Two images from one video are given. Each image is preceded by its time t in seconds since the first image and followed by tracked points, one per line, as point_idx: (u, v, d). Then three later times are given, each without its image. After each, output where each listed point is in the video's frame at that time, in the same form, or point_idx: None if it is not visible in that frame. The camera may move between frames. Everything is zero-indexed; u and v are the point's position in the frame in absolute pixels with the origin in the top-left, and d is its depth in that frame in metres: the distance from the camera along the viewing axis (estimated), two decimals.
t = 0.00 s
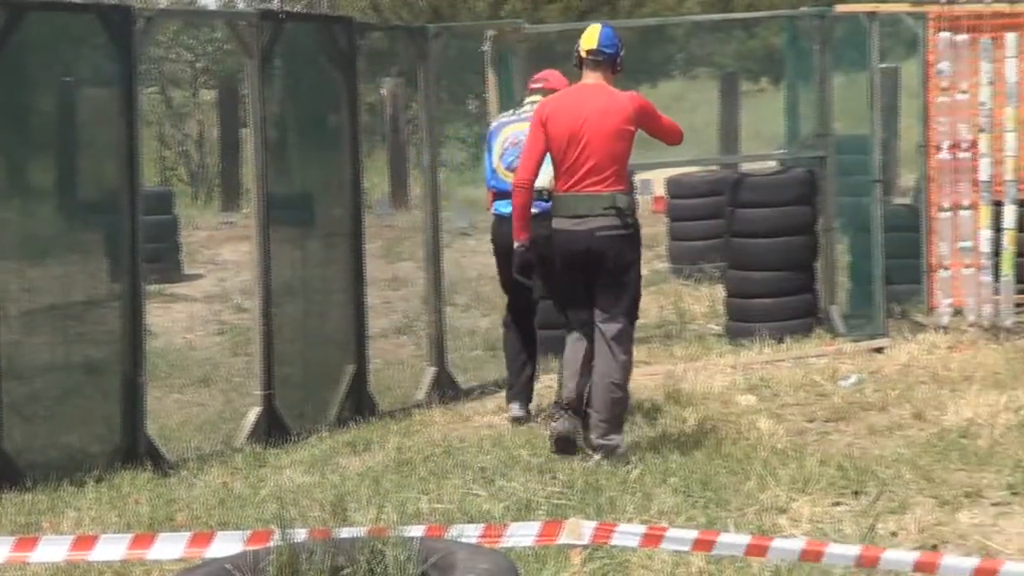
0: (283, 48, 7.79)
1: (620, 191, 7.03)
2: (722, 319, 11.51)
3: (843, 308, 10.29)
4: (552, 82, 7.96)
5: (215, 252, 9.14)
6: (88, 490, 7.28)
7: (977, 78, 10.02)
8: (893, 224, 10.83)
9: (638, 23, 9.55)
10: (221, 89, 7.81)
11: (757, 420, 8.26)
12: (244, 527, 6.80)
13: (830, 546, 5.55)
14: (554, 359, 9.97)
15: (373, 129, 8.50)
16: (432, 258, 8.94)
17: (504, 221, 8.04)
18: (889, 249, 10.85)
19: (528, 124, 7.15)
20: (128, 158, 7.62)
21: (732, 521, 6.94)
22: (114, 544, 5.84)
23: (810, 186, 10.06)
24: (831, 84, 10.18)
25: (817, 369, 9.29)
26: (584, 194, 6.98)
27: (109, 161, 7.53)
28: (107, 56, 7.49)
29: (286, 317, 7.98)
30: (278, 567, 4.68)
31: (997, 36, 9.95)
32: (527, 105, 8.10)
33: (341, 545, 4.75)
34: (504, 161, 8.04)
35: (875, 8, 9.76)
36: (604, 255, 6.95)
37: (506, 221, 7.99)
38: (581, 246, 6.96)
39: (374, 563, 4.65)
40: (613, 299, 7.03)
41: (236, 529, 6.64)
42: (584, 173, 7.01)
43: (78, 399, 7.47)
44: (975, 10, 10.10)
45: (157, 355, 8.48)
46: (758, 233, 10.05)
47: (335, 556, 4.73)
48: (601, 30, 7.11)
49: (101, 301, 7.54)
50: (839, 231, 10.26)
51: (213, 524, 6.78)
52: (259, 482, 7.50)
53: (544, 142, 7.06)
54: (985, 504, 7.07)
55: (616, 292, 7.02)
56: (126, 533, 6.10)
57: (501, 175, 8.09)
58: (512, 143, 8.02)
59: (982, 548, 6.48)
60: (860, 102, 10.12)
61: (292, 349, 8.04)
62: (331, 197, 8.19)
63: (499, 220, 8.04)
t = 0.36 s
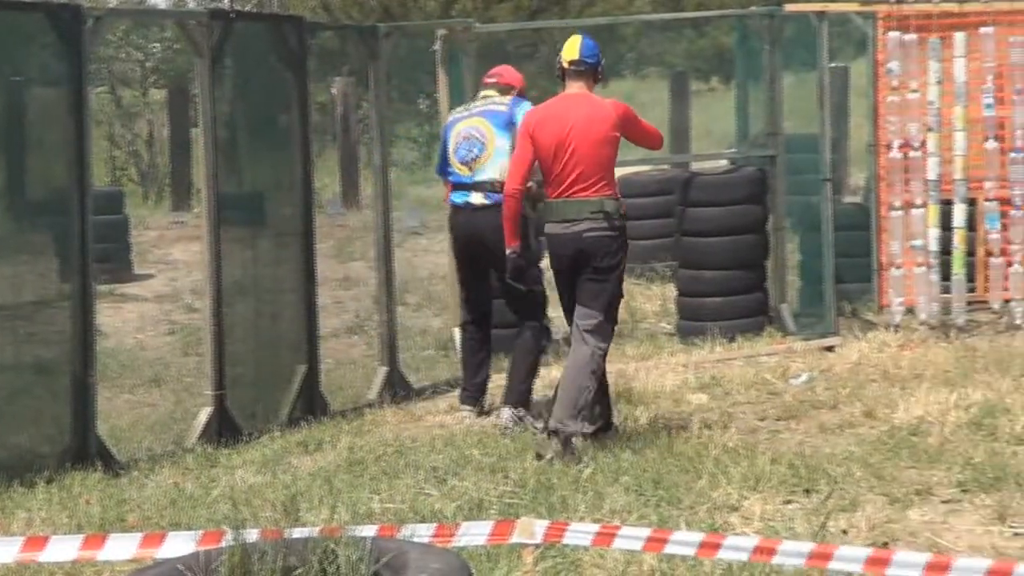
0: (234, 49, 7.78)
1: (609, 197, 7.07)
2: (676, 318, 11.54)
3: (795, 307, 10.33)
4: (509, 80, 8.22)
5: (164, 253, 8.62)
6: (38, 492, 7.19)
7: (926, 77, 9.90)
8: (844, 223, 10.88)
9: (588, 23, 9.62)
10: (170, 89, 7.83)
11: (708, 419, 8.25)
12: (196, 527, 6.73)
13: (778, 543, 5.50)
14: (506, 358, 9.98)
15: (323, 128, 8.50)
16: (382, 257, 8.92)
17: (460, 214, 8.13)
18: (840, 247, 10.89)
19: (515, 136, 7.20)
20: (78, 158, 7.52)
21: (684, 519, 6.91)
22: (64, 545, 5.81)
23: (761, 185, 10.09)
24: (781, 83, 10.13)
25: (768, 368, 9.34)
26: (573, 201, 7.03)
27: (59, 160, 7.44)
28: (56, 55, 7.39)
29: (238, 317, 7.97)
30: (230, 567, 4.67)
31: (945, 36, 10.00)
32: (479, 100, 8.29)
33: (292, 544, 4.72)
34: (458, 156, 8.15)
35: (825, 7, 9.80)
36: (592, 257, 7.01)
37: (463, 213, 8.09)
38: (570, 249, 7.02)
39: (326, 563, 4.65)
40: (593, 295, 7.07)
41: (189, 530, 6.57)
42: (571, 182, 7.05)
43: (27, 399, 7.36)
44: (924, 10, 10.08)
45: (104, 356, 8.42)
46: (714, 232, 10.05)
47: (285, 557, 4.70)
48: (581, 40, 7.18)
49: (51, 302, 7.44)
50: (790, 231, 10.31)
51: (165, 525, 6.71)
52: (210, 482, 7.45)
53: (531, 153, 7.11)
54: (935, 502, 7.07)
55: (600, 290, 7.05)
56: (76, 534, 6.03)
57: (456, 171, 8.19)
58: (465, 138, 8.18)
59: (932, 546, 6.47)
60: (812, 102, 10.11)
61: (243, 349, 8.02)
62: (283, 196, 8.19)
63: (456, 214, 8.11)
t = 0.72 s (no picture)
0: (191, 49, 7.78)
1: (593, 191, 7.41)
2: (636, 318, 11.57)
3: (753, 305, 10.36)
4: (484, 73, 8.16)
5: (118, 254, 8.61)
6: None
7: (883, 77, 9.93)
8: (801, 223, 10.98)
9: (546, 24, 9.66)
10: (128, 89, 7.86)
11: (667, 419, 8.23)
12: (155, 529, 6.67)
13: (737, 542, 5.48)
14: (465, 358, 9.94)
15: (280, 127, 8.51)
16: (339, 257, 8.90)
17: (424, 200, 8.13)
18: (798, 247, 11.01)
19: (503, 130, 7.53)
20: (36, 157, 7.40)
21: (643, 518, 6.83)
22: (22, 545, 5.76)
23: (720, 185, 10.12)
24: (739, 82, 10.18)
25: (726, 367, 9.36)
26: (559, 195, 7.38)
27: (16, 160, 7.33)
28: (14, 57, 7.29)
29: (196, 318, 7.96)
30: (190, 568, 4.81)
31: (902, 36, 9.95)
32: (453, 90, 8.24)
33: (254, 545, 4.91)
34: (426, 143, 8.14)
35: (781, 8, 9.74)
36: (585, 252, 7.39)
37: (426, 200, 8.08)
38: (562, 243, 7.37)
39: (287, 564, 4.79)
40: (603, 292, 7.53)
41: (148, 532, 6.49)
42: (557, 175, 7.39)
43: None
44: (881, 10, 10.01)
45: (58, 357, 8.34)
46: (676, 232, 10.10)
47: (248, 555, 4.89)
48: (568, 40, 7.51)
49: (7, 302, 7.32)
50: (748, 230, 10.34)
51: (123, 526, 6.67)
52: (169, 483, 7.37)
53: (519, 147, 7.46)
54: (893, 501, 7.07)
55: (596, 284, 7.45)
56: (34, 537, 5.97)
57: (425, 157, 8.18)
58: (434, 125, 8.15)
59: (889, 545, 6.46)
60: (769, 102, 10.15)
61: (201, 349, 8.01)
62: (240, 196, 8.20)
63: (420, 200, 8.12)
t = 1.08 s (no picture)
0: (155, 50, 7.82)
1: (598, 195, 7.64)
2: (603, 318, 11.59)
3: (718, 306, 10.47)
4: (492, 74, 8.30)
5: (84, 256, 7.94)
6: None
7: (847, 78, 10.04)
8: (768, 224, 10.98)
9: (508, 25, 9.76)
10: (90, 90, 7.64)
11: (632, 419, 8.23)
12: (120, 531, 6.63)
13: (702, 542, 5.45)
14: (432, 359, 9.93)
15: (246, 128, 8.54)
16: (304, 258, 8.91)
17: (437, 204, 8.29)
18: (763, 247, 11.00)
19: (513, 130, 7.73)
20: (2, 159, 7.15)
21: (609, 519, 6.78)
22: None
23: (684, 185, 10.18)
24: (704, 83, 10.23)
25: (691, 368, 9.39)
26: (565, 196, 7.60)
27: None
28: None
29: (161, 320, 7.98)
30: (155, 571, 4.90)
31: (865, 36, 10.04)
32: (461, 91, 8.36)
33: (219, 548, 5.00)
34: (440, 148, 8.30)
35: (746, 9, 9.76)
36: (589, 252, 7.63)
37: (440, 203, 8.25)
38: (568, 243, 7.60)
39: (253, 566, 4.92)
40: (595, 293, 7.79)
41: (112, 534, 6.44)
42: (563, 176, 7.61)
43: None
44: (844, 11, 10.12)
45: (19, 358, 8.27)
46: (643, 233, 10.07)
47: (213, 559, 4.96)
48: (581, 46, 7.68)
49: None
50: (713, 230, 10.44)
51: (88, 529, 6.63)
52: (134, 485, 7.30)
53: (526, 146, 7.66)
54: (858, 500, 7.07)
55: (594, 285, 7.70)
56: None
57: (435, 159, 8.34)
58: (446, 129, 8.30)
59: (854, 545, 6.44)
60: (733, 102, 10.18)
61: (165, 351, 8.02)
62: (204, 198, 8.21)
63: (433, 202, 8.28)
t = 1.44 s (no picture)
0: (123, 50, 7.80)
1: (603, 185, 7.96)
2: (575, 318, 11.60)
3: (690, 306, 10.48)
4: (479, 82, 8.43)
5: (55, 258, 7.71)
6: None
7: (816, 78, 10.13)
8: (739, 224, 10.98)
9: (480, 25, 9.78)
10: (60, 91, 7.60)
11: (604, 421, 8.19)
12: (90, 533, 6.60)
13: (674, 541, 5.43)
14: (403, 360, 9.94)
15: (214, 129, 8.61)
16: (275, 258, 8.91)
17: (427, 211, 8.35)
18: (731, 248, 11.01)
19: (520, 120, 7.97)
20: None
21: (580, 519, 6.76)
22: None
23: (654, 186, 10.17)
24: (674, 82, 10.18)
25: (662, 368, 9.41)
26: (573, 185, 7.89)
27: None
28: None
29: (133, 320, 7.98)
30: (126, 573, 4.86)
31: (835, 38, 10.13)
32: (449, 102, 8.46)
33: (189, 550, 4.99)
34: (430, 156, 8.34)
35: (716, 10, 9.75)
36: (593, 240, 7.90)
37: (429, 210, 8.31)
38: (573, 231, 7.88)
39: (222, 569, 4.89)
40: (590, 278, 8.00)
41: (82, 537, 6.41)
42: (572, 166, 7.89)
43: None
44: (813, 12, 10.16)
45: None
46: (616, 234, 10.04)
47: (183, 561, 4.94)
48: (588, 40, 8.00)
49: None
50: (683, 231, 10.39)
51: (58, 531, 6.61)
52: (104, 487, 7.26)
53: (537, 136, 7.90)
54: (828, 500, 7.07)
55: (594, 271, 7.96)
56: None
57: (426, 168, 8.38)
58: (437, 139, 8.35)
59: (825, 544, 6.41)
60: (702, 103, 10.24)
61: (135, 352, 8.00)
62: (175, 199, 8.20)
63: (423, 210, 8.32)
